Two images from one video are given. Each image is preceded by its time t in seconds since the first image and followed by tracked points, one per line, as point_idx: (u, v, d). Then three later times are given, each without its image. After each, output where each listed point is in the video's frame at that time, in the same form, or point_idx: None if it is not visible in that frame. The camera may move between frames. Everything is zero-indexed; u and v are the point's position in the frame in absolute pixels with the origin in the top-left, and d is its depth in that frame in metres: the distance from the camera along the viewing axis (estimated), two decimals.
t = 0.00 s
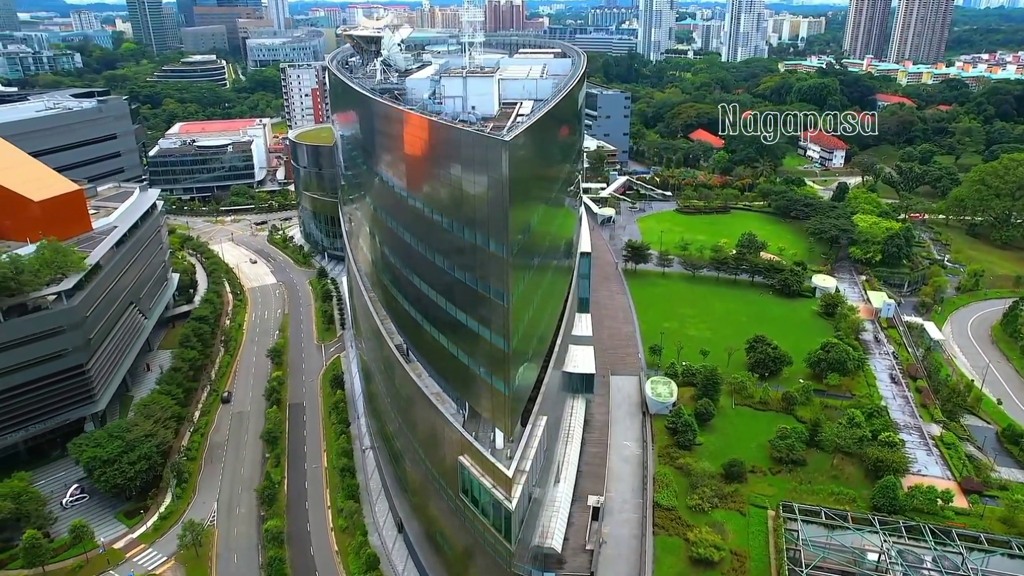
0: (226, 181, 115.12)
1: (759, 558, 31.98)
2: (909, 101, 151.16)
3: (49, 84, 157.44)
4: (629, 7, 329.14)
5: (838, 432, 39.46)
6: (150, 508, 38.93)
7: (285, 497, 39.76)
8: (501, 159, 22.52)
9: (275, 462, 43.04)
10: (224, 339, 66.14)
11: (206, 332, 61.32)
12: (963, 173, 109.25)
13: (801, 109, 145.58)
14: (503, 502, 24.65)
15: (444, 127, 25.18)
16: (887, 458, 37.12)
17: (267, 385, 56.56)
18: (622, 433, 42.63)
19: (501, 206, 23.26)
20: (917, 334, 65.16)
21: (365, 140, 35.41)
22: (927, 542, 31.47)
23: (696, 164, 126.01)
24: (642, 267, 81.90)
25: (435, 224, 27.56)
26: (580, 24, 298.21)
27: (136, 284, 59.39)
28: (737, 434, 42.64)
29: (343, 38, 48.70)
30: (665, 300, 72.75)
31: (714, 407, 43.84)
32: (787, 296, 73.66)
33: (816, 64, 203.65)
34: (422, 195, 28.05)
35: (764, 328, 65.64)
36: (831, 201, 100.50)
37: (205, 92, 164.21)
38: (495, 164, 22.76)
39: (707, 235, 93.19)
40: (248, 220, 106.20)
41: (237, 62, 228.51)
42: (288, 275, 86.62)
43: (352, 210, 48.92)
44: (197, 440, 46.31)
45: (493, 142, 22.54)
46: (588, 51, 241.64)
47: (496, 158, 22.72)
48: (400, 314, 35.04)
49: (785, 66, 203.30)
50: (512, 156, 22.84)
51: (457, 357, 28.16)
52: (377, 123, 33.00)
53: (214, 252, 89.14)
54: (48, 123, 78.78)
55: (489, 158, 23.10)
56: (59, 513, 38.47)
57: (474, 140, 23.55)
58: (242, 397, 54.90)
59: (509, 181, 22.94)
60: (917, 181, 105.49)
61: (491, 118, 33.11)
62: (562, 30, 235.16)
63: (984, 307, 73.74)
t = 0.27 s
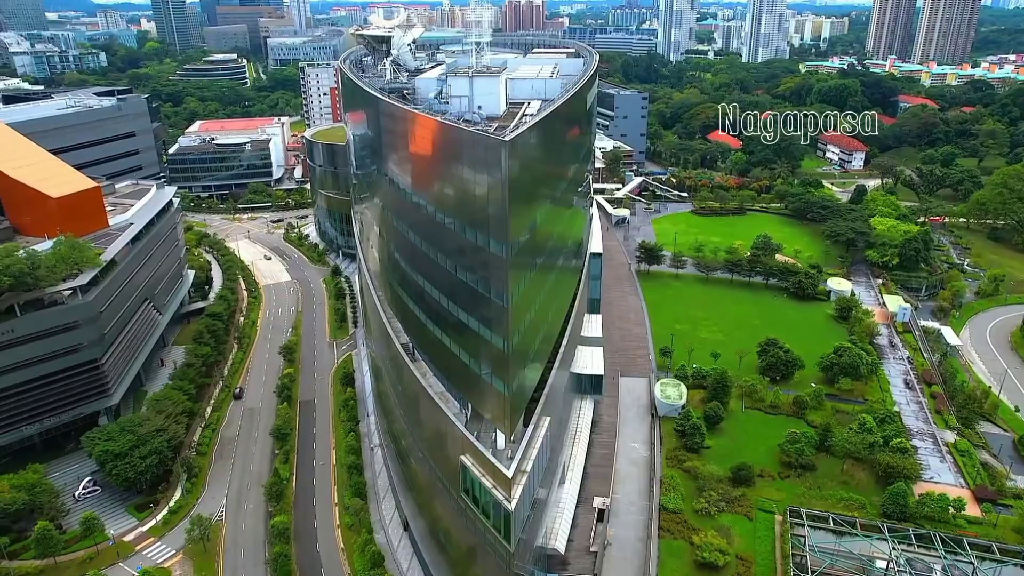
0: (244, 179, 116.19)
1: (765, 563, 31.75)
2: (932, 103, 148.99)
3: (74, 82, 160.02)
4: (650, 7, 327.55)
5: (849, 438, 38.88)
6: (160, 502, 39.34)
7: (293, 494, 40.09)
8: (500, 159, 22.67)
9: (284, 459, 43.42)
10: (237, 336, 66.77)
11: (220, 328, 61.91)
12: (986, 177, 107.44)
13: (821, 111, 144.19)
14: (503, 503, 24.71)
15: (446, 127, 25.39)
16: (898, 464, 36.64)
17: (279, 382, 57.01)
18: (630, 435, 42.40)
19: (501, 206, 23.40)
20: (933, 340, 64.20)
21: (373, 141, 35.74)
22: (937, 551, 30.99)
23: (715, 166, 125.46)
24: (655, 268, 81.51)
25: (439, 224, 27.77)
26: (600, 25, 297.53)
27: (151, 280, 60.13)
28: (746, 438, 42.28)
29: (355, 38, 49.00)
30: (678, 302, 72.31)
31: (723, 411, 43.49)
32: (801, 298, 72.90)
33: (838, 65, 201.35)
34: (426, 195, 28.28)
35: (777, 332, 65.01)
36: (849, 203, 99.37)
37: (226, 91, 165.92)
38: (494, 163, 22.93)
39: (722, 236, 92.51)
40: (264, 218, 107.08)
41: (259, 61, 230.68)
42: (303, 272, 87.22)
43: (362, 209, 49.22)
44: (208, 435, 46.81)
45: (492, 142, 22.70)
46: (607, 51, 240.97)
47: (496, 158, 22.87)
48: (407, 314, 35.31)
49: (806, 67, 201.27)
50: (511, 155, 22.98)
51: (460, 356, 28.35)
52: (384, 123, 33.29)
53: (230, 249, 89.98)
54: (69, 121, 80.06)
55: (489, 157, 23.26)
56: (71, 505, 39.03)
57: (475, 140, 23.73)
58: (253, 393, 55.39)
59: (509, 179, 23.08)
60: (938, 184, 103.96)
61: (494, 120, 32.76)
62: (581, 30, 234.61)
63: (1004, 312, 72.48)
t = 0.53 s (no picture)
0: (262, 177, 117.15)
1: (771, 568, 31.55)
2: (956, 105, 146.59)
3: (98, 80, 162.37)
4: (671, 8, 325.68)
5: (859, 443, 38.34)
6: (170, 496, 39.82)
7: (301, 490, 40.41)
8: (499, 159, 22.71)
9: (293, 455, 43.76)
10: (251, 333, 67.38)
11: (233, 325, 62.50)
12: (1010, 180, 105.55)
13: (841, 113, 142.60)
14: (502, 504, 24.75)
15: (448, 126, 25.44)
16: (909, 470, 36.16)
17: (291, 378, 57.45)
18: (638, 437, 42.22)
19: (500, 207, 23.42)
20: (950, 345, 63.23)
21: (381, 140, 35.93)
22: (947, 560, 31.13)
23: (732, 167, 124.65)
24: (669, 269, 81.11)
25: (442, 224, 27.87)
26: (620, 24, 295.79)
27: (166, 276, 60.86)
28: (755, 441, 41.92)
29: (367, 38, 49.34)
30: (691, 303, 71.88)
31: (733, 414, 43.14)
32: (816, 302, 72.11)
33: (861, 65, 198.80)
34: (429, 195, 28.38)
35: (790, 335, 64.37)
36: (867, 206, 98.22)
37: (246, 90, 167.47)
38: (493, 164, 22.96)
39: (737, 238, 91.83)
40: (281, 216, 107.92)
41: (280, 60, 232.26)
42: (318, 270, 87.81)
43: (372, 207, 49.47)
44: (219, 431, 47.33)
45: (492, 142, 22.73)
46: (627, 51, 239.52)
47: (495, 157, 22.89)
48: (413, 313, 35.48)
49: (827, 68, 199.08)
50: (512, 156, 22.99)
51: (462, 356, 28.45)
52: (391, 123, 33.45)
53: (247, 247, 90.84)
54: (88, 119, 81.21)
55: (489, 157, 23.29)
56: (84, 497, 39.65)
57: (476, 140, 23.78)
58: (265, 390, 55.88)
59: (510, 179, 23.13)
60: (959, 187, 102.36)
61: (500, 120, 32.91)
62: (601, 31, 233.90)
63: None
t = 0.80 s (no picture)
0: (280, 175, 118.01)
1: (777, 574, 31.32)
2: (981, 106, 144.01)
3: (122, 79, 164.51)
4: (691, 7, 323.64)
5: (870, 449, 37.85)
6: (179, 491, 40.24)
7: (309, 487, 40.68)
8: (499, 160, 22.75)
9: (302, 452, 44.08)
10: (264, 330, 67.95)
11: (246, 321, 63.00)
12: None
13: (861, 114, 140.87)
14: (501, 504, 24.80)
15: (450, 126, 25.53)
16: (920, 477, 35.66)
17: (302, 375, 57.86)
18: (646, 439, 42.02)
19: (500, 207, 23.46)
20: (967, 350, 62.21)
21: (389, 139, 36.15)
22: (957, 569, 30.77)
23: (749, 168, 123.57)
24: (682, 271, 80.65)
25: (445, 224, 27.97)
26: (640, 24, 294.07)
27: (180, 272, 61.52)
28: (765, 445, 41.56)
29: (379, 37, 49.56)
30: (703, 306, 71.42)
31: (742, 417, 42.78)
32: (831, 305, 71.29)
33: (884, 66, 196.07)
34: (433, 195, 28.51)
35: (804, 338, 63.72)
36: (886, 208, 96.99)
37: (266, 88, 168.84)
38: (494, 164, 23.01)
39: (752, 240, 91.08)
40: (297, 214, 108.68)
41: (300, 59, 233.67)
42: (332, 268, 88.32)
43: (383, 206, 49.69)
44: (229, 426, 47.81)
45: (491, 143, 22.78)
46: (646, 51, 238.20)
47: (495, 158, 22.93)
48: (419, 313, 35.65)
49: (849, 69, 196.69)
50: (512, 157, 23.01)
51: (464, 356, 28.54)
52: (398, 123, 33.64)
53: (262, 244, 91.59)
54: (108, 117, 82.34)
55: (489, 157, 23.34)
56: (96, 490, 40.16)
57: (477, 140, 23.85)
58: (276, 386, 56.35)
59: (511, 180, 23.17)
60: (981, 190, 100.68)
61: (505, 120, 32.79)
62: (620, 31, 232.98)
63: None
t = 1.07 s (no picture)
0: (297, 174, 118.88)
1: None
2: (1006, 108, 141.40)
3: (145, 78, 166.64)
4: (712, 7, 321.21)
5: (880, 455, 37.41)
6: (189, 486, 40.64)
7: (317, 483, 40.98)
8: (498, 159, 22.83)
9: (311, 449, 44.39)
10: (277, 327, 68.43)
11: (259, 319, 63.56)
12: None
13: (882, 116, 139.07)
14: (501, 504, 24.87)
15: (453, 127, 25.66)
16: (931, 484, 35.19)
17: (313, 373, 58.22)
18: (654, 441, 41.81)
19: (500, 206, 23.54)
20: (985, 357, 61.09)
21: (397, 139, 36.38)
22: None
23: (767, 169, 122.53)
24: (695, 273, 80.15)
25: (448, 224, 28.14)
26: (660, 25, 292.30)
27: (194, 269, 62.18)
28: (774, 449, 41.22)
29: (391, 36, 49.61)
30: (716, 308, 70.93)
31: (751, 421, 42.41)
32: (846, 309, 70.40)
33: (907, 67, 193.13)
34: (437, 195, 28.70)
35: (817, 342, 63.00)
36: (905, 211, 95.68)
37: (286, 87, 170.03)
38: (494, 164, 23.13)
39: (767, 242, 90.31)
40: (313, 213, 109.37)
41: (320, 59, 234.93)
42: (346, 267, 88.80)
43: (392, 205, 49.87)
44: (240, 423, 48.24)
45: (491, 142, 22.89)
46: (666, 51, 236.71)
47: (495, 157, 23.04)
48: (423, 313, 35.85)
49: (872, 70, 194.04)
50: (512, 158, 23.12)
51: (466, 355, 28.69)
52: (405, 123, 33.85)
53: (277, 242, 92.30)
54: (127, 115, 83.40)
55: (489, 157, 23.45)
56: (107, 484, 40.72)
57: (477, 140, 23.97)
58: (287, 383, 56.78)
59: (510, 181, 23.26)
60: (1004, 194, 98.90)
61: (510, 120, 32.74)
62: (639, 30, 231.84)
63: None
